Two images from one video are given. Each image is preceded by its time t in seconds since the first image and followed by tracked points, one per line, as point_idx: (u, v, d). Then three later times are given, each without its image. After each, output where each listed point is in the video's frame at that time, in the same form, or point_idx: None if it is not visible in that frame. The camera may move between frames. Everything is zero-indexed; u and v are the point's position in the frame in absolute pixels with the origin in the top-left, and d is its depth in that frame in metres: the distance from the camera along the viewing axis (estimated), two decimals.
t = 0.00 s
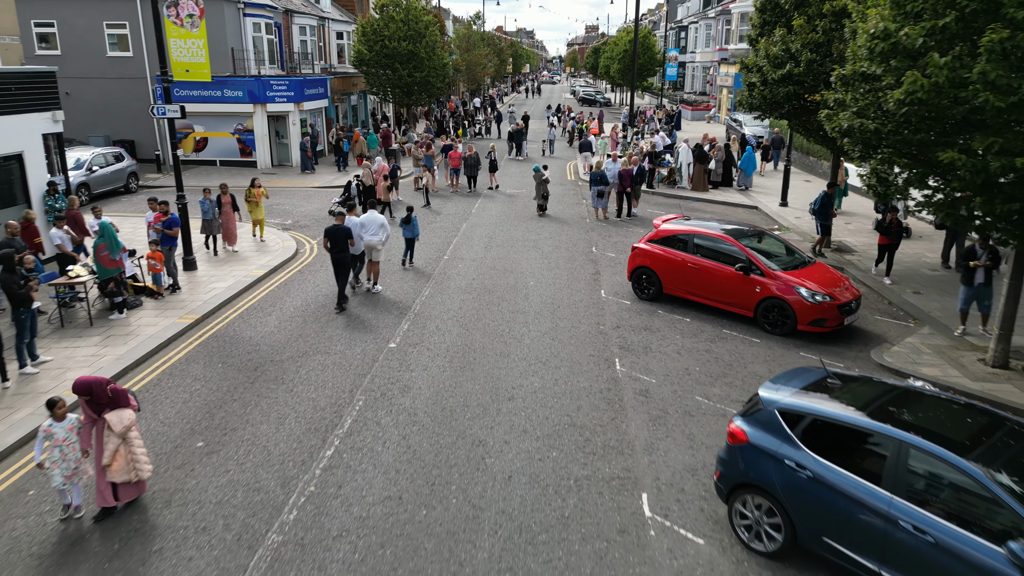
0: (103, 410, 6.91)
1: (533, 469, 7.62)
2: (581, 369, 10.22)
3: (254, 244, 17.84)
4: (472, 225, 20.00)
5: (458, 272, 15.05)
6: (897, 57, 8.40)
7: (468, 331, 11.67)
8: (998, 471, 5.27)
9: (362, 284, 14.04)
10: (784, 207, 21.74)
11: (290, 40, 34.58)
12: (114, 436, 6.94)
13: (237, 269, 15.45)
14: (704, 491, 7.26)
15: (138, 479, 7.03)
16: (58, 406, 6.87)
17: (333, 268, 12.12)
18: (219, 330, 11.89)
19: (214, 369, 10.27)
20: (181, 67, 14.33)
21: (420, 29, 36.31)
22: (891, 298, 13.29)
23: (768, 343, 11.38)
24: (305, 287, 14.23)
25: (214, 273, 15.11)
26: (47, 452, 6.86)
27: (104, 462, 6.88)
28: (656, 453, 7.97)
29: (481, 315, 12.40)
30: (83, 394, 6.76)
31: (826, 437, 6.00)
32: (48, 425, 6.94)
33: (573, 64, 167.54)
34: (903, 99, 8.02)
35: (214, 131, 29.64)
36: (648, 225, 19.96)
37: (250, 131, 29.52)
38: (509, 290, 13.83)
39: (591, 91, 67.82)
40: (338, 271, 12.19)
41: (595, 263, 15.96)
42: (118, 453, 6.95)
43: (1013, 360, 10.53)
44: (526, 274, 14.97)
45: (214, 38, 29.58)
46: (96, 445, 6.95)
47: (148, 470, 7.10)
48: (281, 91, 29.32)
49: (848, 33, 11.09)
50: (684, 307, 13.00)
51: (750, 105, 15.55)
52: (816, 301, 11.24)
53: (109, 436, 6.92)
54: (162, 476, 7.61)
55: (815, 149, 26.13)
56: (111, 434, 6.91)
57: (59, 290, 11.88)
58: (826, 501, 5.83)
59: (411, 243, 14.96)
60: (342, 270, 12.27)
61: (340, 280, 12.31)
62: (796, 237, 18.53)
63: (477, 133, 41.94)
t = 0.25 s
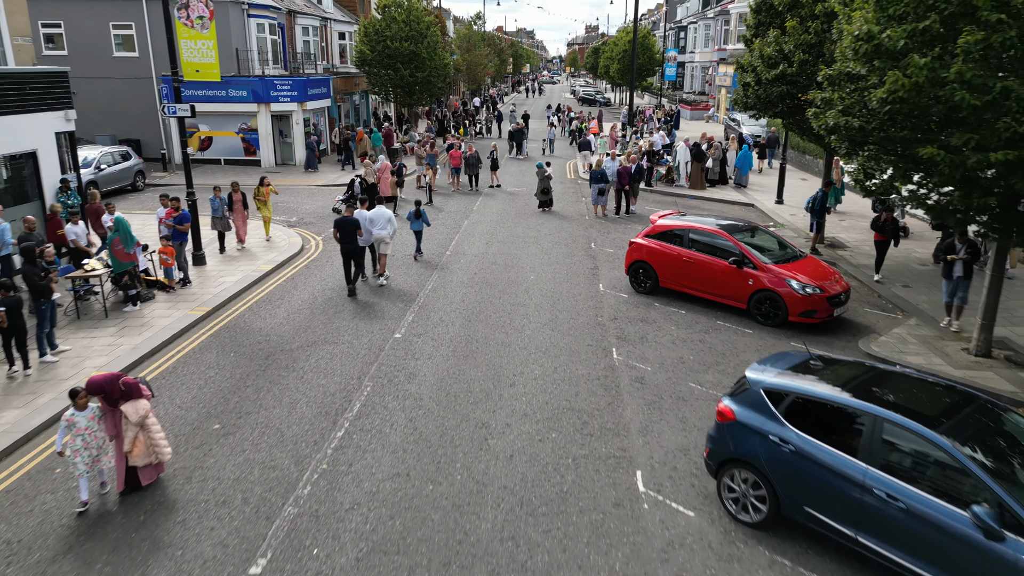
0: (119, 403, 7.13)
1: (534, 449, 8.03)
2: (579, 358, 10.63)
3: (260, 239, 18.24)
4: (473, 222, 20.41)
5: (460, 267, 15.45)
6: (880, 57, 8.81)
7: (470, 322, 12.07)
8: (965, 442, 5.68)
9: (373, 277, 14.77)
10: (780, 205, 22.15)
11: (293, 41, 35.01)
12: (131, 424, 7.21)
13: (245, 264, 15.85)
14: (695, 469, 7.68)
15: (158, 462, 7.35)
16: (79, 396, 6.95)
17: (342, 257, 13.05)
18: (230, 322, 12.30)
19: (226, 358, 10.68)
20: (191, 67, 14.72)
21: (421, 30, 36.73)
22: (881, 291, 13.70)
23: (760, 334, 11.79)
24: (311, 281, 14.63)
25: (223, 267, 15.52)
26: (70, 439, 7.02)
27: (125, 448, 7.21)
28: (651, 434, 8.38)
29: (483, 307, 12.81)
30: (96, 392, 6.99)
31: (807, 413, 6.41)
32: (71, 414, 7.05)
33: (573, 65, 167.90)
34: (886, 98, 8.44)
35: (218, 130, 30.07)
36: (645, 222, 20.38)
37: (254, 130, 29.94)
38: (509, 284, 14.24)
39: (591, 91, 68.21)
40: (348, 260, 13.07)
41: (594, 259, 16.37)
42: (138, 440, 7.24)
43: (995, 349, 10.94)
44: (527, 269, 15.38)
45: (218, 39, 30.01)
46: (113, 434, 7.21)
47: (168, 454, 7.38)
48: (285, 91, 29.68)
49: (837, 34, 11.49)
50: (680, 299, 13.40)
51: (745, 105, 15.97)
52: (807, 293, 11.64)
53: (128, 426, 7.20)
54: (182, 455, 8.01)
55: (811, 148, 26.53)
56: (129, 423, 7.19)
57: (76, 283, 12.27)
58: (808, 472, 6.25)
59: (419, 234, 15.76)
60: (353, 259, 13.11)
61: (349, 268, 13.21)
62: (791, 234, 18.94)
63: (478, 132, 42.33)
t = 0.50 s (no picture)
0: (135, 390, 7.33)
1: (533, 432, 8.40)
2: (577, 348, 11.01)
3: (266, 236, 18.61)
4: (474, 219, 20.77)
5: (461, 262, 15.82)
6: (865, 58, 9.17)
7: (472, 315, 12.43)
8: (937, 419, 6.04)
9: (379, 267, 15.39)
10: (775, 202, 22.52)
11: (295, 41, 35.36)
12: (145, 412, 7.37)
13: (252, 260, 16.22)
14: (687, 450, 8.05)
15: (170, 449, 7.45)
16: (96, 384, 7.20)
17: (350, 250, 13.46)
18: (238, 315, 12.67)
19: (236, 348, 11.05)
20: (199, 67, 14.92)
21: (422, 30, 37.07)
22: (872, 285, 14.07)
23: (752, 326, 12.16)
24: (317, 276, 15.00)
25: (230, 263, 15.89)
26: (86, 426, 7.18)
27: (138, 434, 7.36)
28: (645, 419, 8.75)
29: (484, 301, 13.18)
30: (116, 380, 7.28)
31: (792, 395, 6.77)
32: (88, 402, 7.27)
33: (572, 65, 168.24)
34: (871, 97, 8.80)
35: (222, 129, 30.43)
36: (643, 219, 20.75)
37: (257, 129, 30.31)
38: (509, 279, 14.61)
39: (591, 90, 68.53)
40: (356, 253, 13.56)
41: (592, 254, 16.74)
42: (150, 426, 7.35)
43: (980, 340, 11.30)
44: (526, 264, 15.75)
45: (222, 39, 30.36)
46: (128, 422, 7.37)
47: (179, 440, 7.49)
48: (288, 91, 30.02)
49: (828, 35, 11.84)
50: (676, 293, 13.78)
51: (740, 104, 16.32)
52: (798, 286, 12.00)
53: (141, 412, 7.35)
54: (197, 437, 8.38)
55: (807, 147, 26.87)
56: (142, 410, 7.34)
57: (88, 276, 12.66)
58: (793, 450, 6.60)
59: (425, 227, 16.51)
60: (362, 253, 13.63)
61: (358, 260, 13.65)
62: (785, 230, 19.30)
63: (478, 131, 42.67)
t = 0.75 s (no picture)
0: (157, 375, 7.51)
1: (532, 415, 8.82)
2: (575, 338, 11.43)
3: (271, 233, 19.02)
4: (475, 216, 21.20)
5: (463, 257, 16.25)
6: (849, 58, 9.62)
7: (473, 306, 12.84)
8: (910, 396, 6.46)
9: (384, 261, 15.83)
10: (771, 200, 22.93)
11: (298, 41, 35.77)
12: (166, 395, 7.58)
13: (258, 255, 16.63)
14: (678, 431, 8.47)
15: (187, 433, 7.71)
16: (119, 368, 7.41)
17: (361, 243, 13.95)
18: (247, 306, 13.08)
19: (246, 338, 11.47)
20: (208, 66, 15.39)
21: (423, 30, 37.47)
22: (862, 279, 14.48)
23: (745, 317, 12.58)
24: (323, 270, 15.42)
25: (237, 258, 16.31)
26: (111, 410, 7.44)
27: (158, 416, 7.65)
28: (639, 403, 9.17)
29: (485, 293, 13.60)
30: (141, 363, 7.45)
31: (775, 376, 7.19)
32: (112, 386, 7.53)
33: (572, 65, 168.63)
34: (854, 95, 9.24)
35: (226, 128, 30.86)
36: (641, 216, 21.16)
37: (261, 128, 30.73)
38: (509, 273, 15.03)
39: (590, 90, 68.93)
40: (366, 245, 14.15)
41: (590, 250, 17.17)
42: (169, 411, 7.60)
43: (963, 330, 11.73)
44: (526, 259, 16.17)
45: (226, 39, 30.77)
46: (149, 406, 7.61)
47: (194, 425, 7.75)
48: (291, 91, 30.43)
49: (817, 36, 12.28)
50: (671, 286, 14.20)
51: (735, 103, 16.73)
52: (788, 279, 12.42)
53: (161, 395, 7.57)
54: (212, 419, 8.80)
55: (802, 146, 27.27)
56: (163, 394, 7.55)
57: (102, 269, 13.07)
58: (776, 428, 7.02)
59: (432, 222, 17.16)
60: (370, 246, 14.15)
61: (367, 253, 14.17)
62: (780, 227, 19.71)
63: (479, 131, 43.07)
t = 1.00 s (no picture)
0: (177, 359, 7.85)
1: (532, 400, 9.19)
2: (573, 329, 11.80)
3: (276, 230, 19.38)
4: (476, 214, 21.56)
5: (464, 252, 16.61)
6: (836, 58, 10.01)
7: (474, 299, 13.21)
8: (889, 378, 6.84)
9: (389, 256, 16.29)
10: (767, 197, 23.31)
11: (301, 41, 36.12)
12: (185, 380, 7.91)
13: (264, 251, 17.00)
14: (671, 416, 8.83)
15: (203, 417, 8.07)
16: (139, 354, 7.76)
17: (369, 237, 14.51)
18: (254, 300, 13.45)
19: (254, 329, 11.83)
20: (215, 66, 15.76)
21: (424, 31, 37.83)
22: (853, 273, 14.85)
23: (739, 310, 12.94)
24: (327, 265, 15.79)
25: (243, 253, 16.68)
26: (133, 393, 7.82)
27: (177, 400, 8.00)
28: (635, 389, 9.54)
29: (486, 287, 13.96)
30: (163, 348, 7.79)
31: (763, 360, 7.56)
32: (134, 371, 7.88)
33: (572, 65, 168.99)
34: (841, 93, 9.62)
35: (230, 128, 31.24)
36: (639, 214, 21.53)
37: (264, 127, 31.09)
38: (509, 267, 15.39)
39: (590, 90, 69.28)
40: (374, 239, 14.66)
41: (589, 245, 17.54)
42: (188, 394, 7.95)
43: (949, 321, 12.09)
44: (526, 254, 16.54)
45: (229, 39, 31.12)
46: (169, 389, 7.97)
47: (211, 410, 8.10)
48: (294, 90, 30.77)
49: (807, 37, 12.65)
50: (667, 281, 14.57)
51: (730, 102, 17.10)
52: (781, 272, 12.78)
53: (181, 380, 7.90)
54: (224, 404, 9.16)
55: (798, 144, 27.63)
56: (182, 378, 7.89)
57: (113, 263, 13.41)
58: (764, 409, 7.38)
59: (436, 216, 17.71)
60: (377, 239, 14.65)
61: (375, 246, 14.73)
62: (775, 224, 20.08)
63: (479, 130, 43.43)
